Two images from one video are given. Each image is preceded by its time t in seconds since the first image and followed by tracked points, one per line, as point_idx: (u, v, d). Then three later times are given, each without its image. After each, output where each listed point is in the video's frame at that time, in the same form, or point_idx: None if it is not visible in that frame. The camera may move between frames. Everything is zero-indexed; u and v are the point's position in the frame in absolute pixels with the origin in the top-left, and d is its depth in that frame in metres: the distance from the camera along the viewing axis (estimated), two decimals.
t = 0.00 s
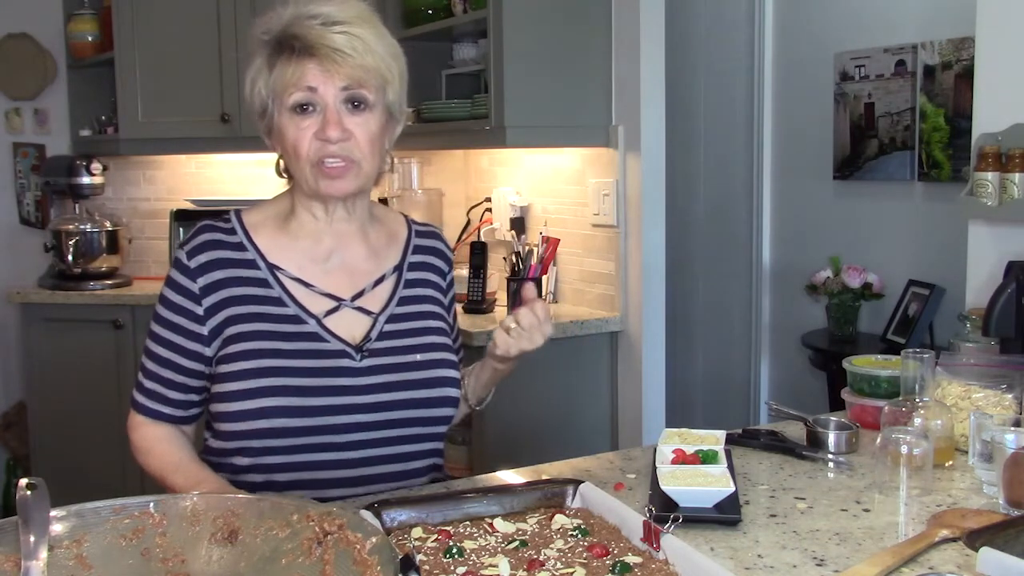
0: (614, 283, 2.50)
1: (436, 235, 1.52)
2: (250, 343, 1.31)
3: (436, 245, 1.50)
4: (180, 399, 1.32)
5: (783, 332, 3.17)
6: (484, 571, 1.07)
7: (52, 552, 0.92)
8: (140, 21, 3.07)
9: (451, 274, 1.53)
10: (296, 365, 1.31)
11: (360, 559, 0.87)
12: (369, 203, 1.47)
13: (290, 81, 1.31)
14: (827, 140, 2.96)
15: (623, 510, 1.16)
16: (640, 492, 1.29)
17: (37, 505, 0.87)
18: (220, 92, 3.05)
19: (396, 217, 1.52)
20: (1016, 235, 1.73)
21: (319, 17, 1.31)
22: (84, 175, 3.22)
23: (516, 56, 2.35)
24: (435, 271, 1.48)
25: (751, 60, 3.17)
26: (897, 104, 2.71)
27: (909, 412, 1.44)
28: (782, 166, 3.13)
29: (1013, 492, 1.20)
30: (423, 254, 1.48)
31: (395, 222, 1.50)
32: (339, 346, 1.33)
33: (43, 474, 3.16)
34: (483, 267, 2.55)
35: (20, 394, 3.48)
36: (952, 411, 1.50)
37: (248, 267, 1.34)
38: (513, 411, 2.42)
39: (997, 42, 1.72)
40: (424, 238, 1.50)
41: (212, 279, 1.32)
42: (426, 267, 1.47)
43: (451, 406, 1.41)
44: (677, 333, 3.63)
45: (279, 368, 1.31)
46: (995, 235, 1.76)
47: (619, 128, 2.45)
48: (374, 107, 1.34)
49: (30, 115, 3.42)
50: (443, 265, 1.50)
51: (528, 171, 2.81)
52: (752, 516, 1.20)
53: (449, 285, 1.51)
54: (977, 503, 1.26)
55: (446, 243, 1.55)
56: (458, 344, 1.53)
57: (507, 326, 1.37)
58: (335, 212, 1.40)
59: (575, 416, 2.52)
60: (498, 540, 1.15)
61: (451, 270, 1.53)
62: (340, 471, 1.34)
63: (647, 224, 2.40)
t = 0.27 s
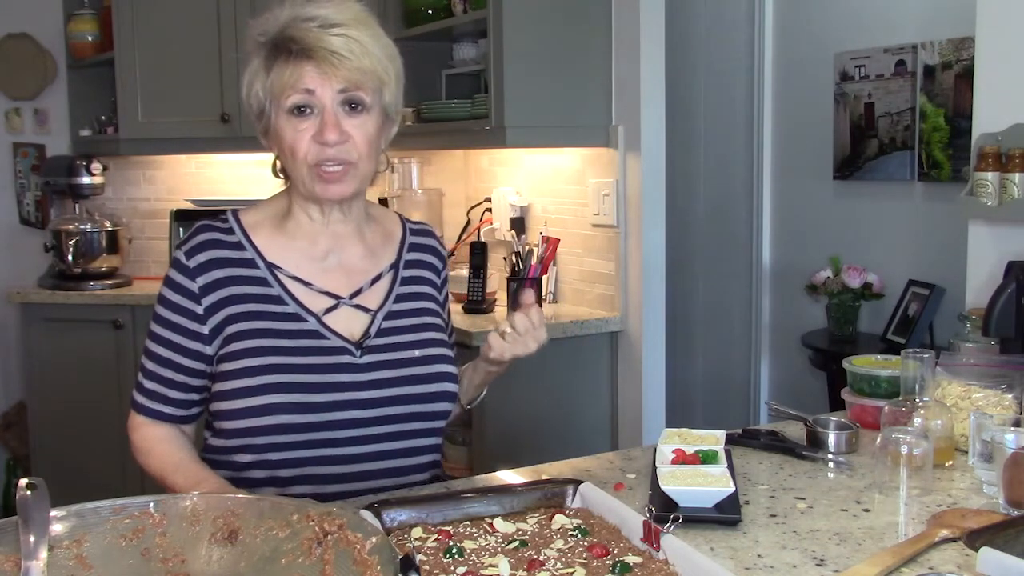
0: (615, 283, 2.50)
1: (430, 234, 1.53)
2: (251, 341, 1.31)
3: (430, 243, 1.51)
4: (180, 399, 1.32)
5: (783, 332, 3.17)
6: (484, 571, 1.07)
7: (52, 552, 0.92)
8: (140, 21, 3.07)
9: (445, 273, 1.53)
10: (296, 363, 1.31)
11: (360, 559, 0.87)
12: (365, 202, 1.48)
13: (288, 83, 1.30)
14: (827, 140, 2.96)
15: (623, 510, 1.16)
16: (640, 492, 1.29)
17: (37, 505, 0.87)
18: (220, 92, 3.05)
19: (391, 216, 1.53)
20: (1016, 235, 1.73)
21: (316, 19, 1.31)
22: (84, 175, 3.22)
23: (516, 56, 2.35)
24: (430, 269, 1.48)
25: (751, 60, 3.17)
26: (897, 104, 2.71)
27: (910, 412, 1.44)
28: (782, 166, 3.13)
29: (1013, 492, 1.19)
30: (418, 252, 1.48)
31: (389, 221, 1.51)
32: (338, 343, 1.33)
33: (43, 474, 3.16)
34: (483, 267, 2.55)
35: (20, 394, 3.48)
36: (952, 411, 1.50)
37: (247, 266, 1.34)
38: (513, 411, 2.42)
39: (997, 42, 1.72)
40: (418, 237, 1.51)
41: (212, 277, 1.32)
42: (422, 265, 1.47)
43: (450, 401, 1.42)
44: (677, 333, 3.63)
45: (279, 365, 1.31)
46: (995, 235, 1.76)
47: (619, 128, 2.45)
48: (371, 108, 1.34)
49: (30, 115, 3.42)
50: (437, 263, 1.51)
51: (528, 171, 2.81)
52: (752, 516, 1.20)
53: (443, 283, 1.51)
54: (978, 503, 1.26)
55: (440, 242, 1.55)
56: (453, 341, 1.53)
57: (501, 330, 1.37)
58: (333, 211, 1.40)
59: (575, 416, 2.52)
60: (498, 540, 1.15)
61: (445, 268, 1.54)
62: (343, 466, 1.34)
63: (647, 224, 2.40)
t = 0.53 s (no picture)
0: (615, 283, 2.50)
1: (426, 233, 1.53)
2: (251, 341, 1.31)
3: (426, 243, 1.51)
4: (179, 399, 1.32)
5: (783, 332, 3.17)
6: (484, 571, 1.07)
7: (52, 552, 0.92)
8: (140, 21, 3.07)
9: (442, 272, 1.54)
10: (296, 362, 1.31)
11: (360, 559, 0.87)
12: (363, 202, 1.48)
13: (288, 86, 1.30)
14: (827, 140, 2.96)
15: (623, 510, 1.16)
16: (640, 492, 1.29)
17: (37, 505, 0.87)
18: (220, 92, 3.04)
19: (387, 215, 1.53)
20: (1016, 235, 1.73)
21: (314, 22, 1.32)
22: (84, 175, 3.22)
23: (516, 56, 2.35)
24: (427, 269, 1.48)
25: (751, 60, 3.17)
26: (897, 104, 2.71)
27: (910, 412, 1.44)
28: (782, 166, 3.13)
29: (1013, 492, 1.20)
30: (415, 252, 1.48)
31: (386, 220, 1.51)
32: (339, 343, 1.33)
33: (42, 473, 3.16)
34: (483, 266, 2.55)
35: (21, 394, 3.48)
36: (952, 411, 1.50)
37: (246, 266, 1.34)
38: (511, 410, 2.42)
39: (997, 42, 1.72)
40: (415, 236, 1.51)
41: (211, 278, 1.32)
42: (418, 264, 1.48)
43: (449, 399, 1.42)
44: (677, 333, 3.64)
45: (280, 365, 1.31)
46: (995, 235, 1.76)
47: (619, 128, 2.45)
48: (371, 109, 1.34)
49: (30, 115, 3.42)
50: (434, 262, 1.51)
51: (528, 171, 2.81)
52: (752, 516, 1.20)
53: (439, 282, 1.51)
54: (977, 502, 1.26)
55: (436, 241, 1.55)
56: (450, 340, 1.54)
57: (513, 343, 1.35)
58: (331, 211, 1.40)
59: (574, 415, 2.52)
60: (498, 540, 1.15)
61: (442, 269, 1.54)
62: (344, 465, 1.34)
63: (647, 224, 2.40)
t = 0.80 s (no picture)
0: (615, 283, 2.50)
1: (426, 235, 1.53)
2: (253, 339, 1.31)
3: (426, 245, 1.51)
4: (177, 397, 1.32)
5: (783, 332, 3.17)
6: (484, 571, 1.07)
7: (52, 552, 0.92)
8: (140, 21, 3.07)
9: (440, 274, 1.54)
10: (301, 361, 1.31)
11: (360, 559, 0.87)
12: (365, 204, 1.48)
13: (286, 94, 1.30)
14: (827, 140, 2.96)
15: (623, 510, 1.16)
16: (640, 492, 1.29)
17: (37, 505, 0.87)
18: (220, 92, 3.04)
19: (388, 217, 1.53)
20: (1016, 236, 1.73)
21: (311, 28, 1.31)
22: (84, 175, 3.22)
23: (516, 56, 2.35)
24: (426, 271, 1.48)
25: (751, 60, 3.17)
26: (897, 104, 2.71)
27: (910, 412, 1.44)
28: (782, 166, 3.13)
29: (1013, 492, 1.20)
30: (414, 254, 1.48)
31: (387, 222, 1.51)
32: (342, 341, 1.33)
33: (42, 473, 3.16)
34: (483, 266, 2.55)
35: (21, 394, 3.48)
36: (952, 411, 1.50)
37: (249, 264, 1.34)
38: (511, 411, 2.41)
39: (997, 41, 1.72)
40: (415, 238, 1.51)
41: (213, 276, 1.32)
42: (418, 266, 1.48)
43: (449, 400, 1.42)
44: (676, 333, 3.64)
45: (284, 364, 1.31)
46: (995, 235, 1.76)
47: (619, 128, 2.45)
48: (369, 115, 1.34)
49: (30, 114, 3.42)
50: (432, 264, 1.51)
51: (528, 171, 2.81)
52: (752, 516, 1.20)
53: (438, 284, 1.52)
54: (977, 503, 1.26)
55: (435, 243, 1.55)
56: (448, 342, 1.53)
57: (529, 384, 1.30)
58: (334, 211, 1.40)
59: (574, 416, 2.51)
60: (498, 540, 1.15)
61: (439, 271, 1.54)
62: (346, 465, 1.34)
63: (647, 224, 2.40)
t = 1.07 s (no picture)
0: (615, 283, 2.50)
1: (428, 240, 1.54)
2: (255, 339, 1.31)
3: (429, 249, 1.52)
4: (176, 395, 1.31)
5: (783, 332, 3.17)
6: (484, 571, 1.07)
7: (52, 552, 0.92)
8: (140, 21, 3.07)
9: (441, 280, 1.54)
10: (302, 361, 1.31)
11: (360, 559, 0.87)
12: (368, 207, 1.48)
13: (288, 99, 1.30)
14: (826, 140, 2.96)
15: (623, 510, 1.16)
16: (640, 492, 1.29)
17: (37, 505, 0.87)
18: (220, 92, 3.04)
19: (391, 221, 1.54)
20: (1016, 235, 1.73)
21: (317, 32, 1.31)
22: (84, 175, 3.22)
23: (516, 57, 2.35)
24: (428, 275, 1.49)
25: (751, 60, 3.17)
26: (897, 104, 2.71)
27: (910, 412, 1.44)
28: (783, 166, 3.13)
29: (1013, 492, 1.20)
30: (416, 258, 1.49)
31: (390, 226, 1.52)
32: (344, 343, 1.33)
33: (42, 473, 3.16)
34: (483, 266, 2.55)
35: (21, 394, 3.48)
36: (952, 411, 1.50)
37: (251, 263, 1.34)
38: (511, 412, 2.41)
39: (997, 41, 1.72)
40: (418, 242, 1.51)
41: (215, 274, 1.32)
42: (420, 271, 1.48)
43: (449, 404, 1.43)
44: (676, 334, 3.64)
45: (285, 364, 1.31)
46: (995, 235, 1.76)
47: (619, 128, 2.45)
48: (372, 121, 1.34)
49: (30, 115, 3.42)
50: (435, 269, 1.52)
51: (529, 171, 2.81)
52: (752, 516, 1.20)
53: (439, 289, 1.52)
54: (977, 502, 1.26)
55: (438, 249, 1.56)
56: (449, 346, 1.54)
57: (531, 396, 1.29)
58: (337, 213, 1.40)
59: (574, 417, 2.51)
60: (498, 540, 1.15)
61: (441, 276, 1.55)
62: (344, 467, 1.34)
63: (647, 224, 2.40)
